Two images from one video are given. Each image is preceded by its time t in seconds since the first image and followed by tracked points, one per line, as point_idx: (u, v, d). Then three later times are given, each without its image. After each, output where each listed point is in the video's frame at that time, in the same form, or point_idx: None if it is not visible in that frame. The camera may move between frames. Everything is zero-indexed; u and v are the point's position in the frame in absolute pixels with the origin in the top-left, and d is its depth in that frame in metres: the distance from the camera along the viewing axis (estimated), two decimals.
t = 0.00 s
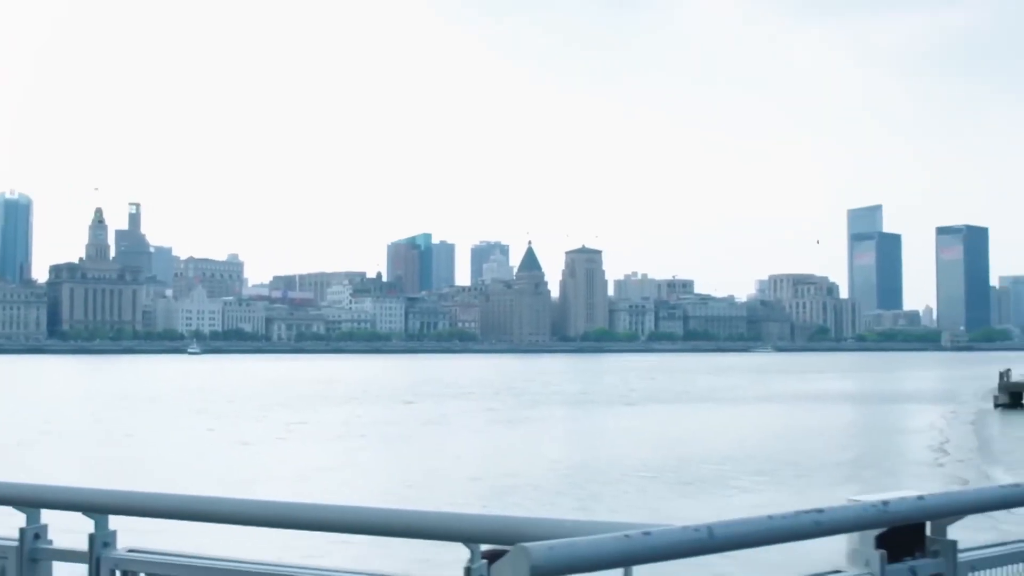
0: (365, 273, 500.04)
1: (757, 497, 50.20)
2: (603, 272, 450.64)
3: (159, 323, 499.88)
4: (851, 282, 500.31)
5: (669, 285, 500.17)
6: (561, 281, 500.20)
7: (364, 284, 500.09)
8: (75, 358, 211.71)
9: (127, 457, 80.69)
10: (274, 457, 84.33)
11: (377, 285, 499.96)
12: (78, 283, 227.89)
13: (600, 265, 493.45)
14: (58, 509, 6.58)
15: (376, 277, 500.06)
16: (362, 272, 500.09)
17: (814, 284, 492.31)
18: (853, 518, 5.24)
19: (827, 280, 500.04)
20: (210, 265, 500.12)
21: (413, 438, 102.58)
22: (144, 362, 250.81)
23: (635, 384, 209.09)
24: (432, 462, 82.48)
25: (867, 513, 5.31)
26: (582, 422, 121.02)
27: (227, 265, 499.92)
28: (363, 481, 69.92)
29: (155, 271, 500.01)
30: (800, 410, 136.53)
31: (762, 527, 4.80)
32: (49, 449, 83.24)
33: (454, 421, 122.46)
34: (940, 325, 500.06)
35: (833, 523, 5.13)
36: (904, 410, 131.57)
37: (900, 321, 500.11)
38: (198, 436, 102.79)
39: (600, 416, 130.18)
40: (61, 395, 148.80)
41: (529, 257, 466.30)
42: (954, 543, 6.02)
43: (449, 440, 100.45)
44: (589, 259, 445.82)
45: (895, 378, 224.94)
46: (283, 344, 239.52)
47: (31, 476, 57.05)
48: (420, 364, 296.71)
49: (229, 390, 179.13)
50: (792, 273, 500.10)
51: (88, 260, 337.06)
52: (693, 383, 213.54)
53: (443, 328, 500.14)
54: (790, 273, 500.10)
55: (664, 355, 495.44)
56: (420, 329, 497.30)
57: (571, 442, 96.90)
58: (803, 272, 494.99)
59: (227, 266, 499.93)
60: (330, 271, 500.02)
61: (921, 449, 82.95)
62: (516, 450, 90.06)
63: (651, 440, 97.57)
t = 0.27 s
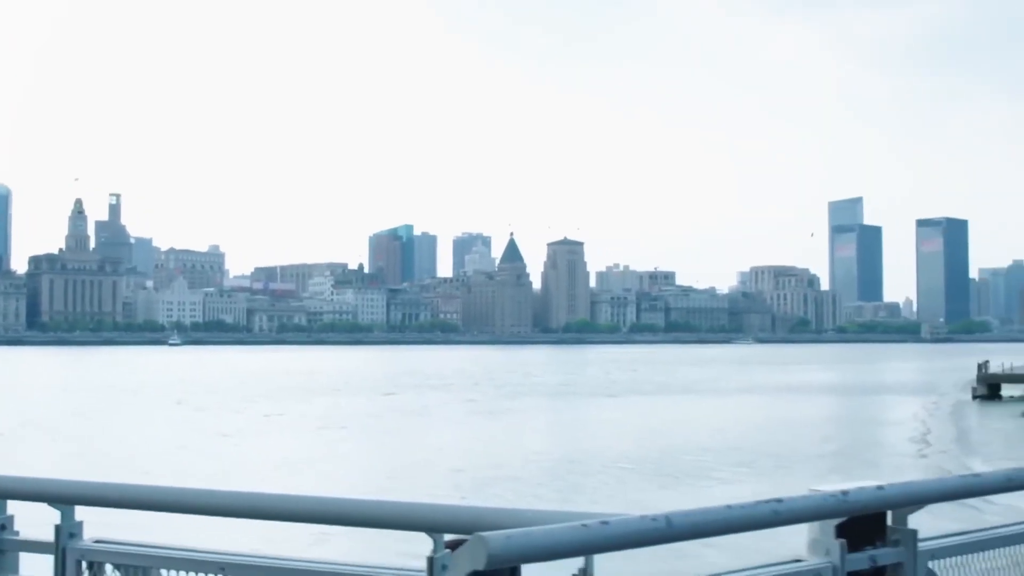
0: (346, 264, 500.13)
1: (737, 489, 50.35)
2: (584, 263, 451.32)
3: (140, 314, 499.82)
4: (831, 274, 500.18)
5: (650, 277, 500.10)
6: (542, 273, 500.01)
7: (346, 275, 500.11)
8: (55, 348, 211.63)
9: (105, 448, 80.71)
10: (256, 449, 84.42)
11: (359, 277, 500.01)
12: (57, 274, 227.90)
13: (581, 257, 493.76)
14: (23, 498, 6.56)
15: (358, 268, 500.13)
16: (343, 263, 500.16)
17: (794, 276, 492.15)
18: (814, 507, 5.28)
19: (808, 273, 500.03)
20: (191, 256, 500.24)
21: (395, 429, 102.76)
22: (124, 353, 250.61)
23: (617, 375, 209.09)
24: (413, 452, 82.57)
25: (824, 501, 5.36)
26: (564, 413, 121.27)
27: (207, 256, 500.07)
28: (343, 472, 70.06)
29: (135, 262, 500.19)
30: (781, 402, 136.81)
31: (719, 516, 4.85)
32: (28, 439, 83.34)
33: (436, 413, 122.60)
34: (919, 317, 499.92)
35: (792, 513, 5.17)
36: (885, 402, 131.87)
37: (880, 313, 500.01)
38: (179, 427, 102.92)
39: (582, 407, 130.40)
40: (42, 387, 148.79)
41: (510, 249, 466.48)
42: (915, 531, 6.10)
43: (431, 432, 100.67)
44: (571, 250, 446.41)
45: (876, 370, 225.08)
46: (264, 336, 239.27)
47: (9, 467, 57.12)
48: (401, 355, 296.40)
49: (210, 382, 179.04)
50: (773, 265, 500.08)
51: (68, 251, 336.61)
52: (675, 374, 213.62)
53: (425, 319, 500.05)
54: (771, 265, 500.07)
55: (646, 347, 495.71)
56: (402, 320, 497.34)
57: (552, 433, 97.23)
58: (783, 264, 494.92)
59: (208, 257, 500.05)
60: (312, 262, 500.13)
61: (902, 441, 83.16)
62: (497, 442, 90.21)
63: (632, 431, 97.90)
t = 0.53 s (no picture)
0: (323, 254, 500.18)
1: (711, 477, 50.43)
2: (559, 253, 451.93)
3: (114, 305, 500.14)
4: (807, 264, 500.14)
5: (627, 267, 500.12)
6: (519, 263, 499.85)
7: (322, 265, 500.10)
8: (28, 337, 211.18)
9: (78, 438, 80.60)
10: (231, 439, 84.48)
11: (335, 267, 499.99)
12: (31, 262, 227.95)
13: (558, 247, 493.93)
14: None
15: (334, 258, 500.10)
16: (319, 254, 500.18)
17: (770, 266, 492.08)
18: (763, 495, 5.33)
19: (784, 263, 500.11)
20: (167, 245, 500.15)
21: (371, 419, 102.96)
22: (98, 341, 250.23)
23: (593, 366, 209.06)
24: (389, 442, 82.54)
25: (775, 491, 5.42)
26: (539, 403, 121.43)
27: (183, 246, 500.06)
28: (318, 462, 70.09)
29: (109, 252, 500.21)
30: (756, 391, 137.12)
31: (668, 506, 4.92)
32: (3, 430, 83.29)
33: (412, 403, 122.69)
34: (894, 307, 499.92)
35: (745, 499, 5.21)
36: (859, 392, 132.28)
37: (854, 303, 500.17)
38: (154, 417, 102.93)
39: (558, 397, 130.74)
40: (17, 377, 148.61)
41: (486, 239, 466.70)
42: (869, 518, 6.17)
43: (407, 421, 100.87)
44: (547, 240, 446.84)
45: (849, 360, 225.54)
46: (238, 326, 239.07)
47: None
48: (376, 344, 295.69)
49: (185, 372, 178.87)
50: (749, 255, 500.06)
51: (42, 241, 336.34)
52: (650, 365, 213.71)
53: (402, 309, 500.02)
54: (747, 255, 500.09)
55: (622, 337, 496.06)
56: (378, 310, 497.34)
57: (529, 423, 97.51)
58: (759, 254, 494.89)
59: (183, 246, 500.01)
60: (288, 252, 500.13)
61: (877, 429, 83.34)
62: (473, 432, 90.22)
63: (607, 421, 98.40)
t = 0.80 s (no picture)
0: (296, 245, 500.08)
1: (683, 469, 50.68)
2: (533, 245, 451.99)
3: (87, 296, 499.58)
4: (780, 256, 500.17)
5: (601, 259, 500.08)
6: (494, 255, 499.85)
7: (295, 257, 500.03)
8: None
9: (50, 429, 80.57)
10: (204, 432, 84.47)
11: (309, 258, 499.91)
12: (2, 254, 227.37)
13: (532, 239, 494.22)
14: None
15: (308, 249, 500.01)
16: (293, 245, 500.07)
17: (743, 258, 492.06)
18: (716, 483, 5.38)
19: (757, 255, 500.16)
20: (139, 237, 499.98)
21: (344, 411, 102.96)
22: (69, 333, 249.51)
23: (567, 358, 209.19)
24: (362, 434, 82.54)
25: (730, 480, 5.46)
26: (513, 395, 121.41)
27: (155, 238, 499.85)
28: (291, 453, 70.18)
29: (81, 243, 500.01)
30: (728, 383, 137.58)
31: (618, 497, 4.96)
32: None
33: (385, 394, 122.61)
34: (866, 300, 499.95)
35: (694, 489, 5.28)
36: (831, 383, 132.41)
37: (827, 295, 500.11)
38: (127, 409, 102.86)
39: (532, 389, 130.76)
40: None
41: (460, 232, 466.55)
42: (822, 509, 6.22)
43: (380, 413, 100.90)
44: (521, 233, 447.32)
45: (823, 351, 225.56)
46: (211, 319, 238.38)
47: None
48: (349, 336, 295.30)
49: (157, 364, 178.43)
50: (723, 247, 500.03)
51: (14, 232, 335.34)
52: (624, 356, 213.51)
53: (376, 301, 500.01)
54: (721, 247, 500.06)
55: (596, 328, 496.56)
56: (352, 302, 497.26)
57: (503, 415, 97.66)
58: (733, 246, 494.87)
59: (156, 238, 499.83)
60: (261, 244, 499.99)
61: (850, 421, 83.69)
62: (447, 424, 90.30)
63: (580, 412, 98.61)
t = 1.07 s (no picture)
0: (277, 238, 500.21)
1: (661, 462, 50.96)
2: (513, 238, 452.09)
3: (66, 289, 499.65)
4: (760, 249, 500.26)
5: (582, 252, 500.11)
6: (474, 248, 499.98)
7: (276, 250, 500.17)
8: None
9: (34, 424, 80.59)
10: (183, 425, 84.61)
11: (289, 251, 500.04)
12: None
13: (513, 231, 494.39)
14: None
15: (289, 242, 500.12)
16: (274, 238, 500.23)
17: (723, 250, 491.88)
18: (676, 474, 5.41)
19: (738, 248, 500.14)
20: (119, 229, 500.15)
21: (324, 404, 103.10)
22: (47, 326, 249.24)
23: (547, 351, 209.47)
24: (342, 427, 82.70)
25: (689, 472, 5.50)
26: (493, 388, 121.57)
27: (135, 230, 500.12)
28: (273, 447, 70.29)
29: (60, 236, 500.15)
30: (708, 376, 137.96)
31: (575, 489, 5.00)
32: None
33: (366, 388, 122.72)
34: (846, 292, 500.07)
35: (654, 484, 5.31)
36: (810, 376, 132.60)
37: (808, 288, 500.11)
38: (107, 402, 102.97)
39: (513, 382, 130.92)
40: None
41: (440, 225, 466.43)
42: (784, 499, 6.28)
43: (361, 406, 101.09)
44: (502, 227, 447.16)
45: (803, 344, 225.72)
46: (190, 313, 238.03)
47: None
48: (328, 329, 295.23)
49: (137, 357, 178.33)
50: (703, 240, 500.08)
51: None
52: (604, 349, 213.67)
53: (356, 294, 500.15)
54: (701, 240, 500.08)
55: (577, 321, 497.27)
56: (332, 295, 497.40)
57: (484, 408, 97.97)
58: (713, 239, 494.85)
59: (136, 230, 500.11)
60: (242, 237, 500.10)
61: (830, 414, 84.03)
62: (428, 416, 90.49)
63: (561, 405, 98.95)
